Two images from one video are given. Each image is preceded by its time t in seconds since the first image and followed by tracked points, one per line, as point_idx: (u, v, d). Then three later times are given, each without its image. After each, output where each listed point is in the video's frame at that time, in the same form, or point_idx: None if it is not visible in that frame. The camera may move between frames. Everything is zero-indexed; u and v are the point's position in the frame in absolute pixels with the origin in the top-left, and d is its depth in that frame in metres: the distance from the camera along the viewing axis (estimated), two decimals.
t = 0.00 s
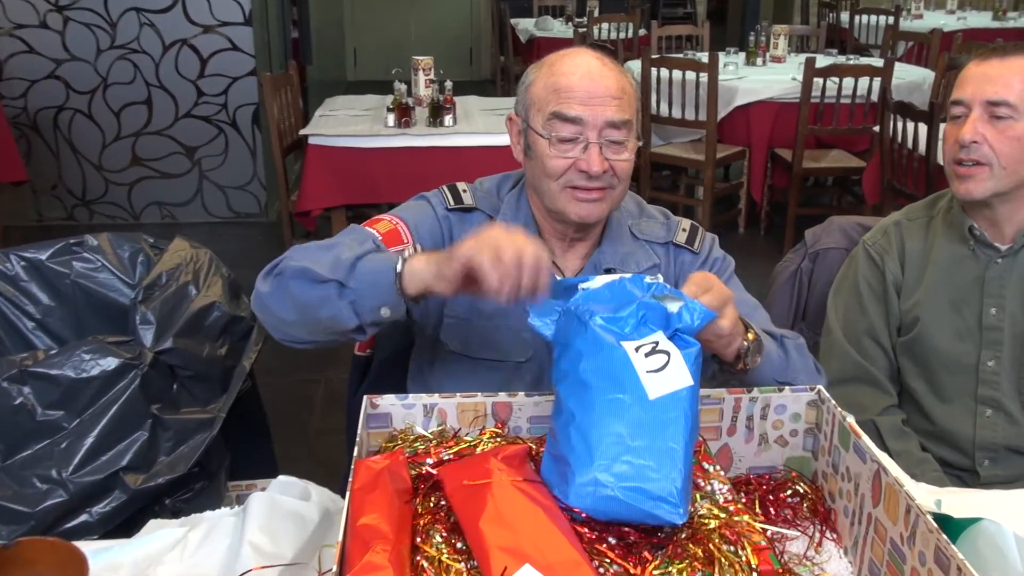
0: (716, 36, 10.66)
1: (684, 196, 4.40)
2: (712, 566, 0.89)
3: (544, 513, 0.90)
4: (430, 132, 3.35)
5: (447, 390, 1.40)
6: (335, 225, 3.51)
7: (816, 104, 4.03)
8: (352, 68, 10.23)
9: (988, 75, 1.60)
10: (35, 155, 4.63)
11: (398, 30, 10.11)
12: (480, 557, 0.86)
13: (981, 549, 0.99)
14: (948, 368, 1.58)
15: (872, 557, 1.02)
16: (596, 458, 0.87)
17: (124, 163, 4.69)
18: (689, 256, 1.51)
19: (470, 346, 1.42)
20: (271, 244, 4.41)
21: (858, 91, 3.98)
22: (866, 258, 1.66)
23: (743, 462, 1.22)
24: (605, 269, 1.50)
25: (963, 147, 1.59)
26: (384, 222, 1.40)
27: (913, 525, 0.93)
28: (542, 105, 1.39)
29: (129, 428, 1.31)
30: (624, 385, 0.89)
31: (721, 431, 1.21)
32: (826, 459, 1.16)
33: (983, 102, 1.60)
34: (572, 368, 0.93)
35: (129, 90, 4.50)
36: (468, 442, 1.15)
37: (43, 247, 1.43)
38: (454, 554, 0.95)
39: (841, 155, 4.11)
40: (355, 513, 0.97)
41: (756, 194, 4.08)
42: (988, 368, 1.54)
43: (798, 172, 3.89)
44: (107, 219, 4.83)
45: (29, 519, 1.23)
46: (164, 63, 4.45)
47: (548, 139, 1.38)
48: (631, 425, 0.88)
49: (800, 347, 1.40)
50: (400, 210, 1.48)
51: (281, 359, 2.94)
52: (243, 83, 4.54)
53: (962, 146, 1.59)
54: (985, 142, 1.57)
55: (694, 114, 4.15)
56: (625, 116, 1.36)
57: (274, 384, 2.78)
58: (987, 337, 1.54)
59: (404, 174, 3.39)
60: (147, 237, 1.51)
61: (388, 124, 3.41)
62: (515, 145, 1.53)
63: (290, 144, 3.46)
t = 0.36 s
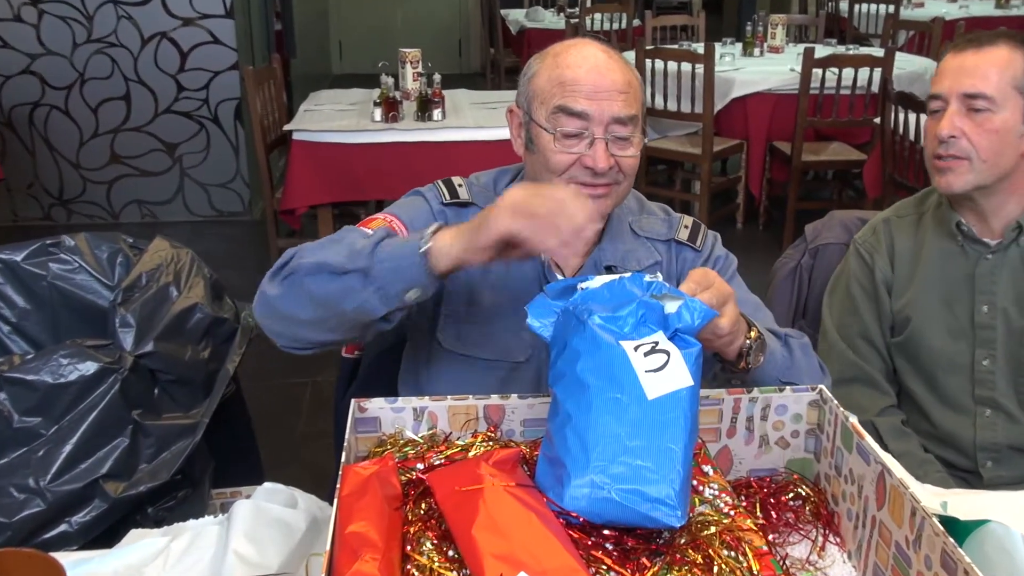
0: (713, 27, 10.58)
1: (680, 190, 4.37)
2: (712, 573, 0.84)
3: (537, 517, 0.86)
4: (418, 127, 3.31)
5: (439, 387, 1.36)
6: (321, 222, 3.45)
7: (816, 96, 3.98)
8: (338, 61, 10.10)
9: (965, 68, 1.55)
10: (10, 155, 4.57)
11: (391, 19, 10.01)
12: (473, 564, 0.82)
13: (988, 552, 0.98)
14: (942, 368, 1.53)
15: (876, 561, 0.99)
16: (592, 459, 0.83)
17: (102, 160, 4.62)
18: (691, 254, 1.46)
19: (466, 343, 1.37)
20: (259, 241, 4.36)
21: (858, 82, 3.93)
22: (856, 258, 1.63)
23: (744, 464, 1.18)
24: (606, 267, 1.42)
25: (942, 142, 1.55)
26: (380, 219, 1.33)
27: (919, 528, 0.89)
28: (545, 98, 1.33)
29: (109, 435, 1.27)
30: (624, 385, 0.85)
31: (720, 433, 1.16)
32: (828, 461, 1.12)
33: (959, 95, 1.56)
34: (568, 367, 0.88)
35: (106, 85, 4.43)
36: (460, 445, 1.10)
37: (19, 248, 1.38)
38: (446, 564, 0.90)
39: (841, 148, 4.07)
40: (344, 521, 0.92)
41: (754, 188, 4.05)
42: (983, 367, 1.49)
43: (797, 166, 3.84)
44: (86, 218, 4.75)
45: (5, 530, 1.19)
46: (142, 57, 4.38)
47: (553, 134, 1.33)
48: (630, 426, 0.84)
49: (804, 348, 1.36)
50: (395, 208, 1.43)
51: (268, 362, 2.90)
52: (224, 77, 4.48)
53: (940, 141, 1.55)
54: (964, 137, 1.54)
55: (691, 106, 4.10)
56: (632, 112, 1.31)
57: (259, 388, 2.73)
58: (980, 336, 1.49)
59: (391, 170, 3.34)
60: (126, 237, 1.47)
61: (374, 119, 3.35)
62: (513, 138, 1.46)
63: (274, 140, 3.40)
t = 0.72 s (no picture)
0: (710, 17, 10.42)
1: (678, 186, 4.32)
2: None
3: (531, 523, 0.82)
4: (410, 122, 3.16)
5: (436, 383, 1.30)
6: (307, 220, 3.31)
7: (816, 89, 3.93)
8: (324, 55, 9.68)
9: (932, 66, 1.51)
10: None
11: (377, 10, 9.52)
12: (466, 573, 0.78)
13: (992, 554, 0.93)
14: (936, 372, 1.49)
15: (879, 567, 0.95)
16: (588, 464, 0.79)
17: (82, 158, 4.44)
18: (691, 250, 1.41)
19: (469, 336, 1.31)
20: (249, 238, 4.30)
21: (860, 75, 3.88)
22: (843, 261, 1.59)
23: (743, 468, 1.13)
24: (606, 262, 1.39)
25: (915, 142, 1.52)
26: (400, 194, 1.28)
27: (922, 532, 0.86)
28: (546, 87, 1.29)
29: (90, 442, 1.23)
30: (617, 386, 0.80)
31: (719, 436, 1.11)
32: (829, 464, 1.07)
33: (930, 94, 1.52)
34: (557, 369, 0.84)
35: (86, 80, 4.27)
36: (451, 451, 1.05)
37: None
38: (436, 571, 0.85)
39: (842, 142, 4.03)
40: (332, 528, 0.89)
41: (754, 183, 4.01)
42: (977, 369, 1.45)
43: (797, 161, 3.81)
44: (65, 218, 4.56)
45: None
46: (123, 52, 4.23)
47: (553, 124, 1.28)
48: (626, 429, 0.79)
49: (802, 347, 1.31)
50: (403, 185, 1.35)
51: (258, 365, 2.86)
52: (207, 72, 4.33)
53: (912, 141, 1.51)
54: (937, 136, 1.50)
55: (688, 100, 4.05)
56: (633, 101, 1.27)
57: (246, 393, 2.68)
58: (971, 338, 1.45)
59: (383, 167, 3.16)
60: (106, 238, 1.42)
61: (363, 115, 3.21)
62: (514, 128, 1.41)
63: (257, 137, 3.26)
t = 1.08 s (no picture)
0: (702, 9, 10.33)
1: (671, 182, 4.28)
2: None
3: (524, 535, 0.78)
4: (395, 118, 3.10)
5: (422, 380, 1.27)
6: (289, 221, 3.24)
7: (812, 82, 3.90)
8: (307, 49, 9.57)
9: (918, 60, 1.46)
10: None
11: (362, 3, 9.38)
12: None
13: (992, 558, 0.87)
14: (933, 374, 1.45)
15: (877, 573, 0.91)
16: (586, 468, 0.75)
17: (57, 158, 4.28)
18: (684, 247, 1.37)
19: (456, 331, 1.26)
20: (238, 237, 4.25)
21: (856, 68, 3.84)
22: (835, 262, 1.56)
23: (738, 472, 1.08)
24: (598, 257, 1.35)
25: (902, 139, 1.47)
26: (392, 184, 1.25)
27: (920, 536, 0.83)
28: (543, 76, 1.24)
29: (66, 450, 1.19)
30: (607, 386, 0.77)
31: (712, 439, 1.07)
32: (826, 467, 1.03)
33: (915, 88, 1.47)
34: (543, 376, 0.80)
35: (61, 78, 4.12)
36: (439, 456, 1.00)
37: None
38: None
39: (839, 137, 3.98)
40: (317, 537, 0.84)
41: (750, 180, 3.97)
42: (975, 370, 1.42)
43: (793, 156, 3.79)
44: (40, 219, 4.39)
45: None
46: (99, 48, 4.08)
47: (552, 113, 1.24)
48: (623, 429, 0.76)
49: (792, 346, 1.27)
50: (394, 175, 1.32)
51: (243, 369, 2.83)
52: (186, 68, 4.19)
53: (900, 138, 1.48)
54: (924, 132, 1.46)
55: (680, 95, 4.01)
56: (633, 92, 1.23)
57: (229, 399, 2.65)
58: (969, 339, 1.42)
59: (368, 165, 3.10)
60: (82, 240, 1.38)
61: (347, 111, 3.15)
62: (506, 118, 1.35)
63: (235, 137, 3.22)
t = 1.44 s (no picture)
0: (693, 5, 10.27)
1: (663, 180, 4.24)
2: None
3: (522, 554, 0.75)
4: (382, 119, 3.06)
5: (410, 385, 1.24)
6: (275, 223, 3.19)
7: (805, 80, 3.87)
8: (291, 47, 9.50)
9: (910, 58, 1.44)
10: None
11: None
12: None
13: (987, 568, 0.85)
14: (929, 377, 1.42)
15: None
16: (595, 475, 0.72)
17: (34, 159, 4.21)
18: (676, 252, 1.34)
19: (446, 338, 1.23)
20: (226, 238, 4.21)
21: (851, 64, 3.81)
22: (827, 262, 1.53)
23: (731, 478, 1.01)
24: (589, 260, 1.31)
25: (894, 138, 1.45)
26: (380, 189, 1.24)
27: (916, 543, 0.77)
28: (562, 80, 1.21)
29: (43, 462, 1.16)
30: (607, 390, 0.74)
31: (704, 445, 0.99)
32: (820, 473, 0.96)
33: (907, 86, 1.44)
34: (538, 385, 0.76)
35: (38, 78, 4.05)
36: (425, 465, 0.94)
37: None
38: None
39: (834, 135, 3.95)
40: (300, 548, 0.80)
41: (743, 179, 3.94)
42: (970, 374, 1.40)
43: (787, 154, 3.75)
44: (17, 223, 4.34)
45: None
46: (76, 47, 4.02)
47: (574, 116, 1.21)
48: (629, 433, 0.73)
49: (782, 356, 1.24)
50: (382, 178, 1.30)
51: (229, 375, 2.81)
52: (165, 67, 4.15)
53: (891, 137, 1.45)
54: (917, 131, 1.43)
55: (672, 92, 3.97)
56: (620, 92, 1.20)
57: (213, 407, 2.62)
58: (964, 342, 1.39)
59: (352, 166, 3.07)
60: (58, 245, 1.34)
61: (330, 111, 3.12)
62: (502, 128, 1.28)
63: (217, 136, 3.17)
